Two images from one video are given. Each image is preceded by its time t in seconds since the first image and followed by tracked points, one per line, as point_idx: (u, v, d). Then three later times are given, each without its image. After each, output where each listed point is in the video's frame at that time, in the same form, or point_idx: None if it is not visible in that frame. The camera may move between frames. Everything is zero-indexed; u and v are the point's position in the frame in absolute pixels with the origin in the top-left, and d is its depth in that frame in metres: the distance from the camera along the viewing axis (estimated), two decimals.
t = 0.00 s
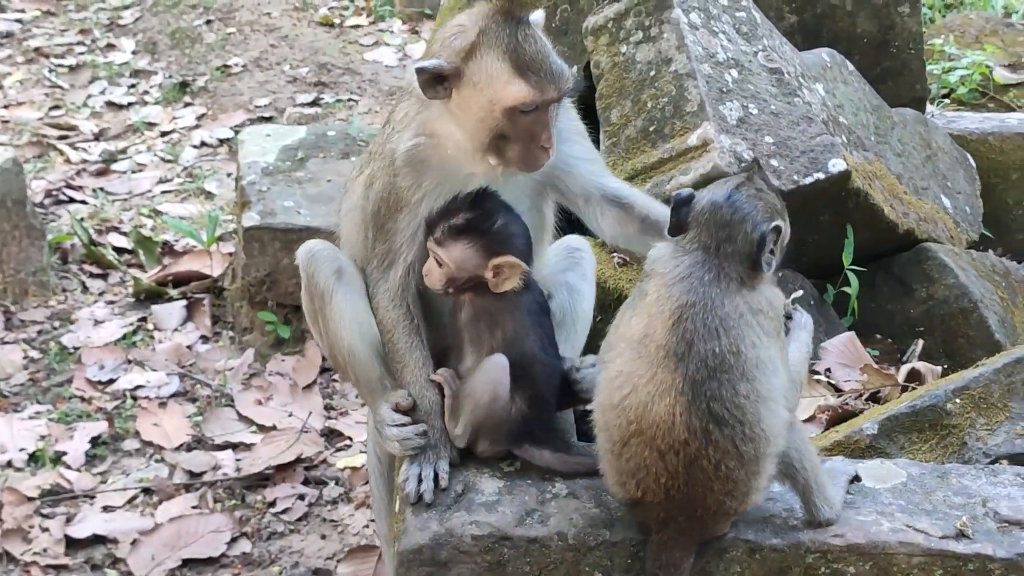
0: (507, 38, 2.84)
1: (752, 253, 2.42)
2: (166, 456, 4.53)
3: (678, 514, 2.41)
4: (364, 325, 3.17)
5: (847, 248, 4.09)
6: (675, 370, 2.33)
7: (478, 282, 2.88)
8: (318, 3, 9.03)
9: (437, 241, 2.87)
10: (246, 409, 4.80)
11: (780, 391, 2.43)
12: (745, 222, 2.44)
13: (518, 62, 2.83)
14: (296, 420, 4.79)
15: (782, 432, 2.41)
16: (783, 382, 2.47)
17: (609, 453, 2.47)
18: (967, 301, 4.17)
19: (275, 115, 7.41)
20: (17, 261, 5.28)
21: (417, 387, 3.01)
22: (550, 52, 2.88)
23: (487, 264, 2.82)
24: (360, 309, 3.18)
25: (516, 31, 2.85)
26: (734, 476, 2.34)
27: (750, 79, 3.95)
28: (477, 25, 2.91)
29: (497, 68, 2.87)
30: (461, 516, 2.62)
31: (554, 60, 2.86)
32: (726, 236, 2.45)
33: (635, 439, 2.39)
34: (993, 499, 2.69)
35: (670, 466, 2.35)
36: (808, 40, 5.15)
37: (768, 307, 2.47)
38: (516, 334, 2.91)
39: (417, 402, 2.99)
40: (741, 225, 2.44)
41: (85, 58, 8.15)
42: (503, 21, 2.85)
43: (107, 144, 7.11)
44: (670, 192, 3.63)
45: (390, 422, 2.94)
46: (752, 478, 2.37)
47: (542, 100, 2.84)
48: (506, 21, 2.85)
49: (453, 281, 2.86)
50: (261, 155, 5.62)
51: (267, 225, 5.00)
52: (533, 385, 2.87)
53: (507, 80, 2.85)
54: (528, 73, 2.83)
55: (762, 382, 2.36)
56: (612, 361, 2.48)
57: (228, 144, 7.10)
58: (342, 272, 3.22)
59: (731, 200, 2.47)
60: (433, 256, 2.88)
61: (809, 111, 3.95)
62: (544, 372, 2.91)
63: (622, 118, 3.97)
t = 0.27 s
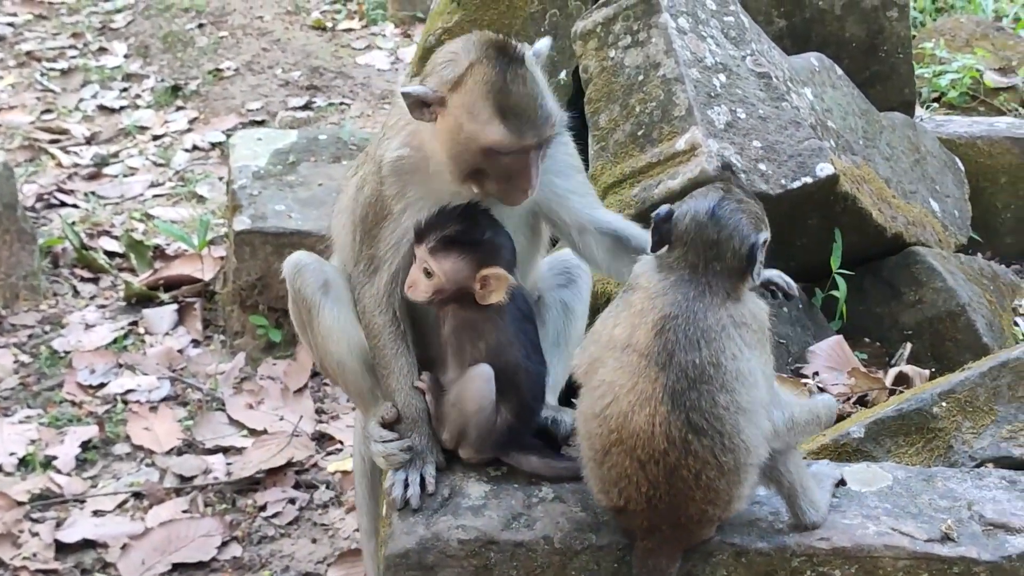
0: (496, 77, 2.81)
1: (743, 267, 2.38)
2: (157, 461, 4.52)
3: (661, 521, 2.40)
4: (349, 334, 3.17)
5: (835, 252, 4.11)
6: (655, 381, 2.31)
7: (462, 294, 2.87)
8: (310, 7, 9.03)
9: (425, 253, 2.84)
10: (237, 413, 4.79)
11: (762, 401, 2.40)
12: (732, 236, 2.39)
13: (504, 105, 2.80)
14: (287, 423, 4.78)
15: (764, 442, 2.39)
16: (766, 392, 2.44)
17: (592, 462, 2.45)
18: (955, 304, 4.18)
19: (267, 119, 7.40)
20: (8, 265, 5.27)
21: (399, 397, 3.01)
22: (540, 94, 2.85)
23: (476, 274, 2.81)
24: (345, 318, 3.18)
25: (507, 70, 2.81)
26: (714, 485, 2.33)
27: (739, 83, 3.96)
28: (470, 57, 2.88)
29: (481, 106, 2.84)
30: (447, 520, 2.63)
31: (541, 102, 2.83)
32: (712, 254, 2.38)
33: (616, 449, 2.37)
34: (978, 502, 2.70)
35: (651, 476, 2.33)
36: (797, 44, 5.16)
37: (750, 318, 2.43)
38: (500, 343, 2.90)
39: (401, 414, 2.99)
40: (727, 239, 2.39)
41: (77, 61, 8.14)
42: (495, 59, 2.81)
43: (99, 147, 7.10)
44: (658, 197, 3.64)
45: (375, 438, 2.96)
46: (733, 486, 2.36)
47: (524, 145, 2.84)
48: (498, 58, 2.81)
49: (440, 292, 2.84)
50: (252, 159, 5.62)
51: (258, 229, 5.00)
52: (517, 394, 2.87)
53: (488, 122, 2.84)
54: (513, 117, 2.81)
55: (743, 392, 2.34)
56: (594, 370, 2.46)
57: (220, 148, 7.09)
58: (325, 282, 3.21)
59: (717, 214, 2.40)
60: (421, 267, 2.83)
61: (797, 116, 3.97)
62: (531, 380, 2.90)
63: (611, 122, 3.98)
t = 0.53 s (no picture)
0: (454, 121, 2.73)
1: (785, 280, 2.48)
2: (150, 462, 4.52)
3: (618, 507, 2.43)
4: (347, 337, 3.15)
5: (825, 253, 4.13)
6: (648, 362, 2.38)
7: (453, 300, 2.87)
8: (305, 10, 9.05)
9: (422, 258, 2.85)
10: (231, 415, 4.79)
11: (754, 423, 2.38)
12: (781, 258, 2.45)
13: (452, 150, 2.75)
14: (280, 425, 4.79)
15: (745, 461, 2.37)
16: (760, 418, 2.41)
17: (575, 438, 2.51)
18: (945, 306, 4.20)
19: (262, 121, 7.41)
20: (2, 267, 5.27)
21: (392, 399, 3.01)
22: (503, 143, 2.76)
23: (469, 282, 2.81)
24: (343, 321, 3.15)
25: (470, 113, 2.73)
26: (675, 478, 2.34)
27: (729, 85, 3.98)
28: (445, 89, 2.80)
29: (434, 144, 2.79)
30: (435, 519, 2.63)
31: (500, 146, 2.75)
32: (760, 274, 2.44)
33: (595, 421, 2.43)
34: (964, 501, 2.71)
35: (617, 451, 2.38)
36: (788, 46, 5.18)
37: (770, 336, 2.43)
38: (493, 350, 2.88)
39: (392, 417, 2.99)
40: (777, 259, 2.45)
41: (73, 65, 8.15)
42: (461, 100, 2.72)
43: (94, 150, 7.10)
44: (648, 198, 3.67)
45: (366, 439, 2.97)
46: (698, 490, 2.35)
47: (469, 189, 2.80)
48: (466, 99, 2.72)
49: (433, 296, 2.83)
50: (246, 161, 5.62)
51: (251, 232, 5.00)
52: (506, 396, 2.86)
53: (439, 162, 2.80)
54: (463, 163, 2.75)
55: (728, 402, 2.34)
56: (599, 348, 2.54)
57: (215, 150, 7.09)
58: (326, 285, 3.17)
59: (769, 236, 2.44)
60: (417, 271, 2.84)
61: (787, 118, 3.98)
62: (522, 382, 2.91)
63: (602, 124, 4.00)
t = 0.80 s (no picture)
0: (439, 119, 2.76)
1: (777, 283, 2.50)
2: (147, 462, 4.54)
3: (612, 507, 2.44)
4: (336, 336, 3.16)
5: (818, 254, 4.13)
6: (648, 363, 2.39)
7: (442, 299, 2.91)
8: (304, 12, 9.07)
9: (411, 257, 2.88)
10: (228, 416, 4.81)
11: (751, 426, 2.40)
12: (772, 259, 2.47)
13: (438, 147, 2.77)
14: (277, 426, 4.81)
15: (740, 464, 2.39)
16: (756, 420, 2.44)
17: (569, 438, 2.52)
18: (937, 306, 4.22)
19: (260, 123, 7.43)
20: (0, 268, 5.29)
21: (383, 398, 3.03)
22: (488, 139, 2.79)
23: (457, 279, 2.85)
24: (332, 321, 3.16)
25: (454, 111, 2.75)
26: (673, 480, 2.35)
27: (721, 86, 4.00)
28: (427, 88, 2.82)
29: (421, 143, 2.82)
30: (426, 516, 2.66)
31: (484, 141, 2.77)
32: (750, 276, 2.46)
33: (591, 422, 2.45)
34: (952, 499, 2.73)
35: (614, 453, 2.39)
36: (781, 48, 5.22)
37: (766, 339, 2.46)
38: (481, 344, 2.92)
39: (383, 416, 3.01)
40: (767, 261, 2.47)
41: (72, 66, 8.18)
42: (445, 98, 2.74)
43: (93, 152, 7.12)
44: (640, 199, 3.69)
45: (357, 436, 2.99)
46: (694, 491, 2.37)
47: (457, 186, 2.82)
48: (449, 97, 2.74)
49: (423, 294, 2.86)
50: (244, 162, 5.65)
51: (249, 233, 5.03)
52: (496, 390, 2.90)
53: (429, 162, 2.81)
54: (449, 160, 2.77)
55: (728, 406, 2.35)
56: (597, 349, 2.56)
57: (213, 152, 7.11)
58: (314, 286, 3.16)
59: (757, 240, 2.46)
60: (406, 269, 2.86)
61: (779, 119, 4.01)
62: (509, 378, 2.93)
63: (595, 125, 4.02)
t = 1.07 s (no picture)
0: (437, 142, 2.76)
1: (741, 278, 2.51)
2: (146, 461, 4.57)
3: (592, 508, 2.48)
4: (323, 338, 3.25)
5: (810, 254, 4.18)
6: (614, 365, 2.41)
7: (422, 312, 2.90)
8: (305, 13, 9.10)
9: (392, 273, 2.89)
10: (226, 415, 4.84)
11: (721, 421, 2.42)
12: (735, 255, 2.49)
13: (436, 169, 2.76)
14: (275, 425, 4.83)
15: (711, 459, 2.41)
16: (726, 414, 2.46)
17: (546, 441, 2.55)
18: (928, 306, 4.25)
19: (260, 124, 7.47)
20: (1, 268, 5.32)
21: (371, 396, 3.07)
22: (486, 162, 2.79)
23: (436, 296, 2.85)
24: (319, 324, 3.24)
25: (451, 134, 2.75)
26: (647, 479, 2.37)
27: (713, 87, 4.03)
28: (421, 110, 2.82)
29: (416, 165, 2.81)
30: (416, 512, 2.69)
31: (481, 166, 2.77)
32: (714, 273, 2.48)
33: (564, 427, 2.47)
34: (936, 496, 2.75)
35: (589, 456, 2.41)
36: (776, 50, 5.25)
37: (731, 336, 2.47)
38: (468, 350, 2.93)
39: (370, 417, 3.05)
40: (730, 257, 2.48)
41: (73, 67, 8.21)
42: (441, 121, 2.74)
43: (94, 152, 7.15)
44: (632, 199, 3.71)
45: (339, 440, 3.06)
46: (669, 488, 2.40)
47: (456, 210, 2.80)
48: (445, 119, 2.74)
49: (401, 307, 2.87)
50: (243, 163, 5.68)
51: (247, 233, 5.06)
52: (481, 392, 2.92)
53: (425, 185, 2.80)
54: (446, 183, 2.76)
55: (696, 403, 2.37)
56: (567, 353, 2.58)
57: (213, 153, 7.15)
58: (303, 288, 3.25)
59: (717, 234, 2.47)
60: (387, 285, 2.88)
61: (771, 120, 4.04)
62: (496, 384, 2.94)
63: (587, 126, 4.05)
